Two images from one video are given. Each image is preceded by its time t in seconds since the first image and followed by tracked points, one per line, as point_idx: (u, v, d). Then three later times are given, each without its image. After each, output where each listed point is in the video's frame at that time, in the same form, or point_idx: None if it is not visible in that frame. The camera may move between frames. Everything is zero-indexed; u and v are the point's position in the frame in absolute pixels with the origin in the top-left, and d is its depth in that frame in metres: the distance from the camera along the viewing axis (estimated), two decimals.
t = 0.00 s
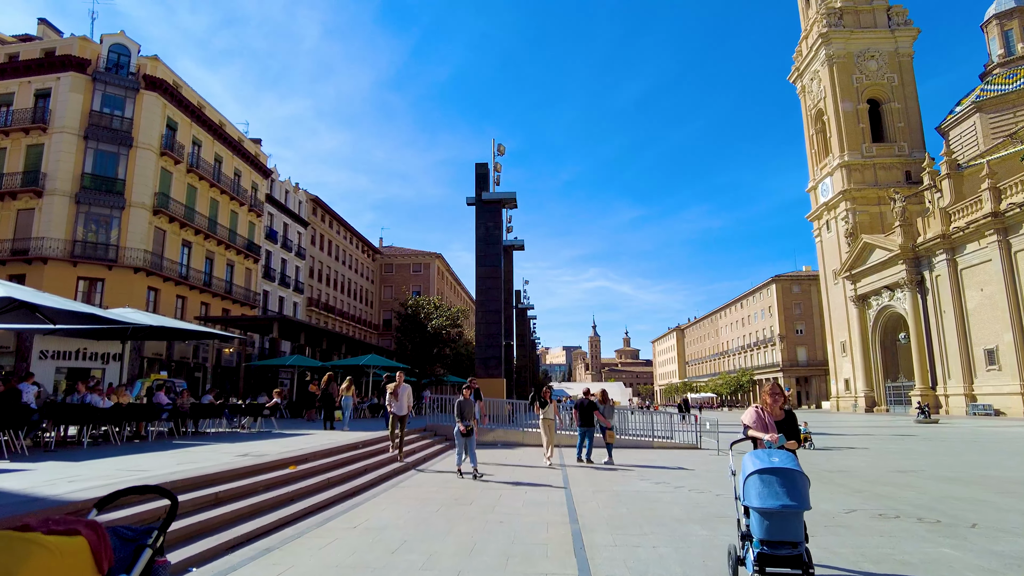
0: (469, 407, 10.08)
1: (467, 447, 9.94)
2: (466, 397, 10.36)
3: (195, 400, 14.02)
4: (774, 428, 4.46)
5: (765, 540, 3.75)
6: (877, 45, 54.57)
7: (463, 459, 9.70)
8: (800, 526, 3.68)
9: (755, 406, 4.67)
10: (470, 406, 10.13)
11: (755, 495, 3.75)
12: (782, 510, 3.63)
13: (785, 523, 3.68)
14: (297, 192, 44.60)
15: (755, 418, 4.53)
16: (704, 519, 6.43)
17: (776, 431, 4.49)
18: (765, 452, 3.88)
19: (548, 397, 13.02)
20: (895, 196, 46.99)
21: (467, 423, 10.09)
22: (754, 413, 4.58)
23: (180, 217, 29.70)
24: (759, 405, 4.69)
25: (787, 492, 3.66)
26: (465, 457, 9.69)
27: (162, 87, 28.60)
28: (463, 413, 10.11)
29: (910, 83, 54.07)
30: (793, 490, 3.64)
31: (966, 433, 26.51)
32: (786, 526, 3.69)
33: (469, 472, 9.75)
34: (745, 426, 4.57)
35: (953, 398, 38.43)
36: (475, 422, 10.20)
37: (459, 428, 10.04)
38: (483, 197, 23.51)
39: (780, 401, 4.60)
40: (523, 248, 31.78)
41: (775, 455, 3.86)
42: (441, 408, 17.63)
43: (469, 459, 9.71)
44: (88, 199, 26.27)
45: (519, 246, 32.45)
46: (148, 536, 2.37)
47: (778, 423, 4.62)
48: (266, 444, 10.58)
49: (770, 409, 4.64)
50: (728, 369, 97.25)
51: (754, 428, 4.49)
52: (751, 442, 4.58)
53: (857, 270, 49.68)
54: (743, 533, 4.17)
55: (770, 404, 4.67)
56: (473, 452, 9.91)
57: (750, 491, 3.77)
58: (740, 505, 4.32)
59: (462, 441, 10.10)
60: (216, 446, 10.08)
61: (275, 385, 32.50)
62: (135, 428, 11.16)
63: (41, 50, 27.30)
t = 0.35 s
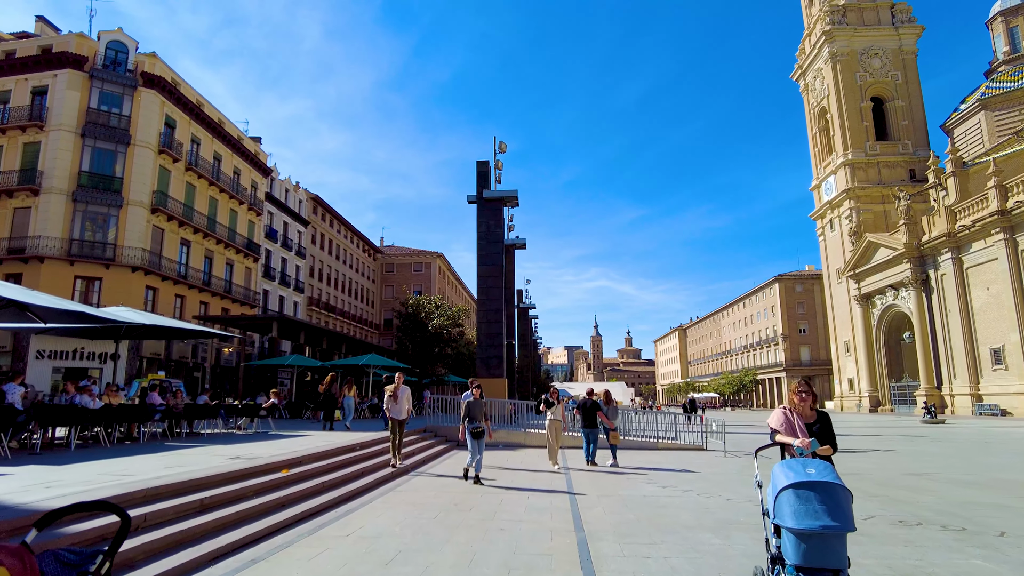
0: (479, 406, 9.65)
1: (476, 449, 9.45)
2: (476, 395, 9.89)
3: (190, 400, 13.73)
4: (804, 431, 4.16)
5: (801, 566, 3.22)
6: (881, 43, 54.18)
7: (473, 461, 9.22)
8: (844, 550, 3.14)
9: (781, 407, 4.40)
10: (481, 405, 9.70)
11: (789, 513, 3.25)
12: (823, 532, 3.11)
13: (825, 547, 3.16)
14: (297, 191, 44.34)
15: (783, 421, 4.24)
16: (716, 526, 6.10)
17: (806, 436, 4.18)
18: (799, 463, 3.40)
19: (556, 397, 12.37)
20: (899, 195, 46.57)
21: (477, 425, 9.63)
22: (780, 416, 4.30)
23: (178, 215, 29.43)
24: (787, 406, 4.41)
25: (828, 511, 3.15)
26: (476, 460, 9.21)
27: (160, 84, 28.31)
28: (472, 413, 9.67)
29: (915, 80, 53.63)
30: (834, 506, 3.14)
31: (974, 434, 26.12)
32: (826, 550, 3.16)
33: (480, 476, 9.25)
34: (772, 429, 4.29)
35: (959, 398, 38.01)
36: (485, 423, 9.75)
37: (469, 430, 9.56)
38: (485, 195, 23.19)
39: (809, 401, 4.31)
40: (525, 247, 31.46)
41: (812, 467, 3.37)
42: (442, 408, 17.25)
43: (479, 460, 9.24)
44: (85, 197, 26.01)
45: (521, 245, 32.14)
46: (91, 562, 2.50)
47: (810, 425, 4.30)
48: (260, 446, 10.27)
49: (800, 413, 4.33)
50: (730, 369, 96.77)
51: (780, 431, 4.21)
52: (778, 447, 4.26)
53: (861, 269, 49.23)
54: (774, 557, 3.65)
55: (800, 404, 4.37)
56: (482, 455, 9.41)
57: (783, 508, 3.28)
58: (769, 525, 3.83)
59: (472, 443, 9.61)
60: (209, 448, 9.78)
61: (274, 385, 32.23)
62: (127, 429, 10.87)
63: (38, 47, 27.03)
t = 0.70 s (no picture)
0: (491, 407, 9.18)
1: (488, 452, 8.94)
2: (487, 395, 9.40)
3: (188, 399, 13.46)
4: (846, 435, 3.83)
5: None
6: (888, 40, 53.63)
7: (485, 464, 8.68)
8: None
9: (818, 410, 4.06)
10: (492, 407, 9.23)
11: (844, 537, 2.87)
12: (888, 562, 2.71)
13: None
14: (299, 190, 44.12)
15: (822, 426, 3.91)
16: (735, 534, 5.74)
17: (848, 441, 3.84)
18: (854, 476, 3.00)
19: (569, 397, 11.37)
20: (907, 193, 46.03)
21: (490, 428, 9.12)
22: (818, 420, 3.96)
23: (180, 213, 29.23)
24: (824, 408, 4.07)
25: (894, 534, 2.76)
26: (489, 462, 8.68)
27: (162, 82, 28.12)
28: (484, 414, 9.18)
29: (923, 78, 53.03)
30: (899, 533, 2.74)
31: (986, 435, 25.63)
32: None
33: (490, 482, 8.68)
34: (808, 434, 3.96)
35: (968, 398, 37.50)
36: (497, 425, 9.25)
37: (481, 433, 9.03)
38: (489, 193, 22.85)
39: (849, 403, 3.99)
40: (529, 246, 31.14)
41: (867, 479, 2.98)
42: (445, 408, 16.89)
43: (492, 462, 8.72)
44: (86, 195, 25.83)
45: (526, 244, 31.83)
46: None
47: (853, 429, 3.97)
48: (257, 448, 9.96)
49: (839, 415, 4.01)
50: (736, 369, 96.21)
51: (821, 436, 3.87)
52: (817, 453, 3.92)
53: (868, 268, 48.68)
54: None
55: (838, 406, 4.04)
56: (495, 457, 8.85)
57: (836, 530, 2.90)
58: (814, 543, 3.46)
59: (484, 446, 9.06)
60: (205, 448, 9.48)
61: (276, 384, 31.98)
62: (121, 429, 10.59)
63: (39, 44, 26.89)
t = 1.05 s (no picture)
0: (495, 404, 8.57)
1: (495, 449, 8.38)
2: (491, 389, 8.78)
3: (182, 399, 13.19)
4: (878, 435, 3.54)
5: None
6: (891, 38, 53.26)
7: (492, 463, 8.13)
8: None
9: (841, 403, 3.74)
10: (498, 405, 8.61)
11: (895, 560, 2.59)
12: None
13: None
14: (299, 189, 43.88)
15: (852, 422, 3.60)
16: (742, 538, 5.48)
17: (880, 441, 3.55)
18: (903, 489, 2.76)
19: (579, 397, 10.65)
20: (911, 192, 45.66)
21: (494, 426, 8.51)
22: (844, 415, 3.64)
23: (178, 212, 29.01)
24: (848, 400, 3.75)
25: (959, 557, 2.48)
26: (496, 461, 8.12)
27: (160, 79, 27.92)
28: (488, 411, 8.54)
29: (926, 76, 52.69)
30: (964, 556, 2.48)
31: (993, 436, 25.28)
32: None
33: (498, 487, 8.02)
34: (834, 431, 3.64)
35: (973, 398, 37.13)
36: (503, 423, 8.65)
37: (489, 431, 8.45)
38: (489, 191, 22.59)
39: (881, 397, 3.68)
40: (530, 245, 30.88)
41: (918, 489, 2.75)
42: (444, 407, 16.64)
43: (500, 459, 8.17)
44: (83, 193, 25.62)
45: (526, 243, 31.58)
46: None
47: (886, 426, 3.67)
48: (250, 447, 9.73)
49: (871, 410, 3.70)
50: (737, 369, 95.85)
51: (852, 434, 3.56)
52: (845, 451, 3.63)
53: (871, 267, 48.33)
54: None
55: (867, 396, 3.74)
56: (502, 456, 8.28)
57: (886, 551, 2.63)
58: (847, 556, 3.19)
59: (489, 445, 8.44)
60: (195, 448, 9.24)
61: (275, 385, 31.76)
62: (109, 429, 10.34)
63: (35, 41, 26.67)
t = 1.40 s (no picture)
0: (500, 409, 7.98)
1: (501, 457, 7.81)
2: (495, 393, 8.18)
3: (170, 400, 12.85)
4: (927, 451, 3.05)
5: None
6: (890, 35, 52.97)
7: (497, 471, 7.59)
8: None
9: (886, 414, 3.18)
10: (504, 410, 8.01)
11: None
12: None
13: None
14: (296, 188, 43.59)
15: (891, 435, 3.12)
16: (748, 549, 5.19)
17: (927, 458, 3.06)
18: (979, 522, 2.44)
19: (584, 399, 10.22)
20: (911, 190, 45.36)
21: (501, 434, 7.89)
22: (893, 431, 3.10)
23: (172, 211, 28.66)
24: (892, 410, 3.21)
25: None
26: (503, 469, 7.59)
27: (153, 77, 27.59)
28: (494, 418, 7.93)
29: (925, 74, 52.44)
30: None
31: (995, 435, 25.00)
32: None
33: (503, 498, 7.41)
34: (874, 450, 3.14)
35: (974, 397, 36.84)
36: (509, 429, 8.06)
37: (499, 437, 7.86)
38: (487, 189, 22.25)
39: (927, 403, 3.19)
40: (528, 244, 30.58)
41: (1004, 525, 2.41)
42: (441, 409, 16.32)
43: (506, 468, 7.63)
44: (75, 192, 25.28)
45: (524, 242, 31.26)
46: None
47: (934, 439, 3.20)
48: (237, 451, 9.42)
49: (916, 420, 3.21)
50: (737, 369, 95.60)
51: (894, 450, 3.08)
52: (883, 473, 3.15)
53: (871, 266, 48.07)
54: None
55: (912, 406, 3.25)
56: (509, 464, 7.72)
57: None
58: None
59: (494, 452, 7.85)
60: (178, 452, 8.93)
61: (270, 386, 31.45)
62: (91, 433, 9.98)
63: (26, 38, 26.33)
